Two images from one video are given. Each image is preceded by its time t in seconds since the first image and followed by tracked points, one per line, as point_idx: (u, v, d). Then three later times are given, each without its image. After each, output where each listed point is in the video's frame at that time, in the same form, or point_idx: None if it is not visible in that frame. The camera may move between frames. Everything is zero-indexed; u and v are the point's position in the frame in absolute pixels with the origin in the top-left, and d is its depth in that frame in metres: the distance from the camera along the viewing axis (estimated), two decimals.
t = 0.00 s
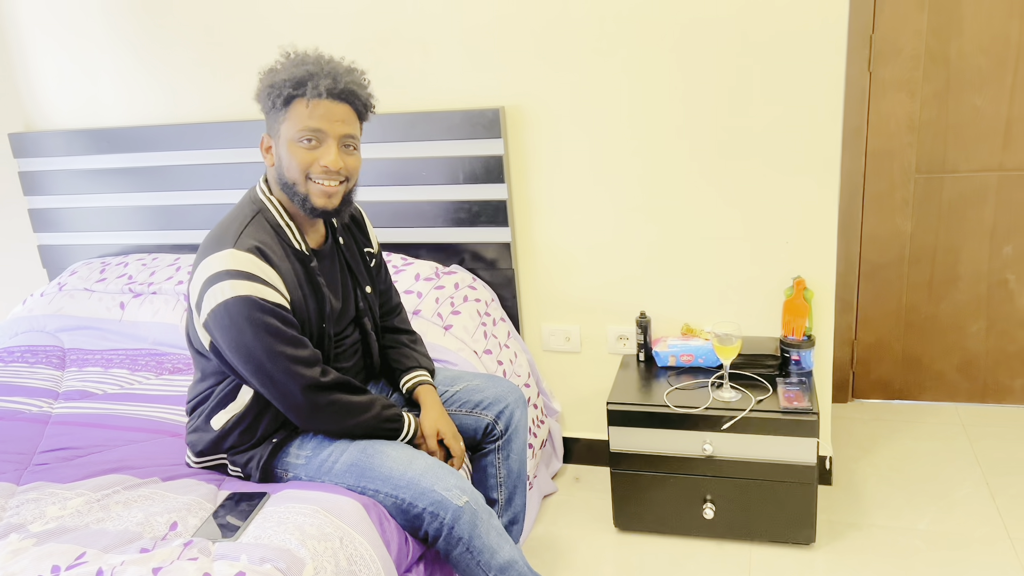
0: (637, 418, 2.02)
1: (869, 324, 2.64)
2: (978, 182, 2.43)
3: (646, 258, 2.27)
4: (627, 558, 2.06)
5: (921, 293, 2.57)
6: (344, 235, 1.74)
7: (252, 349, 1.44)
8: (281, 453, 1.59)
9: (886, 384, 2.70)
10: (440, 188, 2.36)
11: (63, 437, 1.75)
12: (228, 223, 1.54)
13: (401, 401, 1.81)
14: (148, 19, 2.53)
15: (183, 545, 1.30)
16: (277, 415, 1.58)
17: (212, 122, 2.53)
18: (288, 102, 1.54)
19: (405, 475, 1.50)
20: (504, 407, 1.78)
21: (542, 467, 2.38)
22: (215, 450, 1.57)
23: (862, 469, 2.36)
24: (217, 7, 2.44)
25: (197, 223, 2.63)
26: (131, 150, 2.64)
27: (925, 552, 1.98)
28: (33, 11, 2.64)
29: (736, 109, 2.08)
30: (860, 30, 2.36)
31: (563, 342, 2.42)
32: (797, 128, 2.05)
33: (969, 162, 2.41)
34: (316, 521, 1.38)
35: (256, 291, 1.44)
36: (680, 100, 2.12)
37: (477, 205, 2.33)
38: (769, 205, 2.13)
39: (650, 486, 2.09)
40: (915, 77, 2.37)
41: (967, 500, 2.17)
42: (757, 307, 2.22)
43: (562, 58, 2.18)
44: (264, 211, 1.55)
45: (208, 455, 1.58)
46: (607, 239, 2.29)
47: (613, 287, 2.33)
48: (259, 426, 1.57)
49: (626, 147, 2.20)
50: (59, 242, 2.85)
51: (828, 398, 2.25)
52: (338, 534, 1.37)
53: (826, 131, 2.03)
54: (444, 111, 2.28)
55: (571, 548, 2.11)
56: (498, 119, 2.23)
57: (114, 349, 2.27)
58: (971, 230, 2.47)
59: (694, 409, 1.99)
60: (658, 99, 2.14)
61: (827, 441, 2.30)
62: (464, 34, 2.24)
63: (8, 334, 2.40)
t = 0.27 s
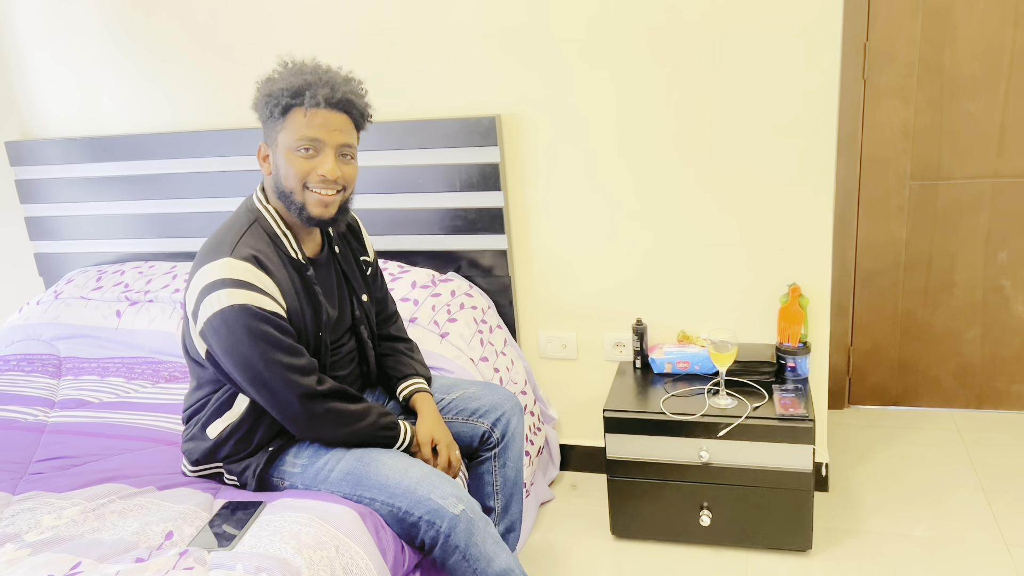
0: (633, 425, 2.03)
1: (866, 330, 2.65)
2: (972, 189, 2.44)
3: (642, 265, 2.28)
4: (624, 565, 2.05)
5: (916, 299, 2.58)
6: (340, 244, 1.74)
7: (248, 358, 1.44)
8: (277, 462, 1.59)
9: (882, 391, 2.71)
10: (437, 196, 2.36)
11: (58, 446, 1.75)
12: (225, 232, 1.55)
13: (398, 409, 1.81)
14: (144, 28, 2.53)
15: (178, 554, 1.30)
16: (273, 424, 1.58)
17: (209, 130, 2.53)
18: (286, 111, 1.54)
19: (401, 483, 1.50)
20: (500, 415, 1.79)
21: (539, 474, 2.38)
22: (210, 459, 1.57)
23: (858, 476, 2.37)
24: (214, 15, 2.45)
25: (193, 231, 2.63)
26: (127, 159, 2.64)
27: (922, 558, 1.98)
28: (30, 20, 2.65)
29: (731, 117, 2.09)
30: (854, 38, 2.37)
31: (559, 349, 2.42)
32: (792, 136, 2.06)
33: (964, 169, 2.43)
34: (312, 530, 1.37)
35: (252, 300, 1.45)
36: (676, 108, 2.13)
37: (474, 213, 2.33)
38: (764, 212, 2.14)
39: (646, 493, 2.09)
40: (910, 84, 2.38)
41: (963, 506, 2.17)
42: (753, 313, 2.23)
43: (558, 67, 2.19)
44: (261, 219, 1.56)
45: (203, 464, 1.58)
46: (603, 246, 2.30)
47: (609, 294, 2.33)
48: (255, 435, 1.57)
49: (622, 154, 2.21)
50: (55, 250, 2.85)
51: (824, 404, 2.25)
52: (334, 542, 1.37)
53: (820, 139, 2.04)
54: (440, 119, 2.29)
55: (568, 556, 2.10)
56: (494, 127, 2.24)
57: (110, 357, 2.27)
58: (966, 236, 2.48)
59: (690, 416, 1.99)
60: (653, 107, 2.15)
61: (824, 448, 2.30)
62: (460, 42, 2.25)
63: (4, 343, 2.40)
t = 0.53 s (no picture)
0: (629, 431, 2.03)
1: (861, 336, 2.65)
2: (967, 195, 2.45)
3: (637, 271, 2.28)
4: (621, 571, 2.05)
5: (912, 305, 2.58)
6: (335, 251, 1.74)
7: (243, 365, 1.44)
8: (273, 469, 1.59)
9: (878, 396, 2.71)
10: (433, 202, 2.37)
11: (54, 454, 1.74)
12: (220, 239, 1.55)
13: (394, 416, 1.81)
14: (141, 35, 2.54)
15: (174, 562, 1.30)
16: (269, 431, 1.58)
17: (205, 137, 2.54)
18: (282, 119, 1.55)
19: (397, 490, 1.50)
20: (496, 421, 1.79)
21: (535, 481, 2.38)
22: (206, 466, 1.57)
23: (854, 481, 2.37)
24: (210, 23, 2.46)
25: (190, 238, 2.63)
26: (123, 165, 2.64)
27: (917, 563, 1.98)
28: (27, 27, 2.65)
29: (725, 123, 2.10)
30: (848, 45, 2.38)
31: (555, 355, 2.43)
32: (786, 142, 2.07)
33: (958, 175, 2.44)
34: (308, 537, 1.37)
35: (248, 307, 1.45)
36: (671, 114, 2.14)
37: (470, 219, 2.34)
38: (759, 219, 2.15)
39: (642, 499, 2.09)
40: (904, 91, 2.39)
41: (959, 512, 2.17)
42: (749, 319, 2.23)
43: (554, 74, 2.20)
44: (256, 227, 1.56)
45: (199, 471, 1.58)
46: (599, 252, 2.31)
47: (605, 300, 2.34)
48: (250, 442, 1.57)
49: (618, 161, 2.22)
50: (51, 256, 2.85)
51: (820, 410, 2.26)
52: (329, 550, 1.36)
53: (815, 145, 2.05)
54: (436, 126, 2.29)
55: (565, 562, 2.10)
56: (490, 134, 2.24)
57: (106, 365, 2.27)
58: (960, 242, 2.49)
59: (686, 422, 1.99)
60: (648, 114, 2.16)
61: (820, 454, 2.30)
62: (456, 49, 2.26)
63: None
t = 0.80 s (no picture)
0: (627, 435, 2.03)
1: (859, 340, 2.66)
2: (964, 199, 2.45)
3: (635, 275, 2.29)
4: None
5: (909, 308, 2.59)
6: (333, 255, 1.74)
7: (240, 369, 1.44)
8: (271, 473, 1.58)
9: (876, 400, 2.71)
10: (431, 206, 2.37)
11: (51, 459, 1.74)
12: (217, 243, 1.55)
13: (391, 420, 1.81)
14: (139, 40, 2.54)
15: (171, 566, 1.30)
16: (266, 435, 1.58)
17: (204, 141, 2.54)
18: (280, 123, 1.55)
19: (395, 494, 1.50)
20: (494, 425, 1.79)
21: (534, 485, 2.38)
22: (203, 471, 1.57)
23: (852, 485, 2.37)
24: (208, 27, 2.46)
25: (188, 242, 2.64)
26: (121, 170, 2.64)
27: (916, 567, 1.98)
28: (25, 32, 2.66)
29: (722, 128, 2.11)
30: (845, 50, 2.39)
31: (553, 359, 2.43)
32: (783, 147, 2.08)
33: (955, 179, 2.44)
34: (305, 542, 1.37)
35: (245, 311, 1.45)
36: (669, 119, 2.14)
37: (468, 223, 2.34)
38: (756, 223, 2.15)
39: (641, 503, 2.09)
40: (900, 96, 2.40)
41: (957, 515, 2.17)
42: (746, 323, 2.23)
43: (552, 78, 2.20)
44: (254, 231, 1.56)
45: (196, 476, 1.58)
46: (596, 256, 2.31)
47: (603, 304, 2.34)
48: (247, 447, 1.57)
49: (615, 165, 2.22)
50: (48, 261, 2.85)
51: (817, 413, 2.26)
52: (327, 554, 1.36)
53: (812, 150, 2.06)
54: (434, 130, 2.30)
55: (563, 566, 2.10)
56: (487, 138, 2.25)
57: (103, 369, 2.27)
58: (957, 246, 2.50)
59: (684, 426, 1.99)
60: (646, 118, 2.16)
61: (818, 457, 2.30)
62: (454, 54, 2.26)
63: None
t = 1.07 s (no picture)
0: (626, 438, 2.03)
1: (857, 342, 2.66)
2: (961, 202, 2.46)
3: (633, 278, 2.29)
4: None
5: (907, 311, 2.59)
6: (331, 258, 1.75)
7: (239, 372, 1.44)
8: (269, 476, 1.58)
9: (874, 403, 2.72)
10: (430, 210, 2.37)
11: (49, 462, 1.74)
12: (216, 247, 1.55)
13: (390, 423, 1.81)
14: (138, 43, 2.55)
15: (169, 569, 1.29)
16: (265, 439, 1.58)
17: (203, 145, 2.54)
18: (278, 127, 1.55)
19: (393, 497, 1.50)
20: (493, 428, 1.79)
21: (532, 488, 2.38)
22: (202, 474, 1.57)
23: (851, 488, 2.37)
24: (207, 31, 2.46)
25: (186, 246, 2.64)
26: (120, 173, 2.64)
27: (914, 570, 1.98)
28: (24, 36, 2.66)
29: (720, 131, 2.11)
30: (843, 53, 2.39)
31: (552, 361, 2.43)
32: (781, 150, 2.08)
33: (953, 182, 2.45)
34: (304, 545, 1.37)
35: (244, 314, 1.45)
36: (666, 122, 2.15)
37: (466, 226, 2.34)
38: (755, 226, 2.15)
39: (639, 506, 2.09)
40: (898, 99, 2.41)
41: (955, 518, 2.17)
42: (745, 326, 2.24)
43: (550, 81, 2.21)
44: (252, 234, 1.56)
45: (195, 479, 1.58)
46: (594, 259, 2.31)
47: (601, 307, 2.34)
48: (246, 450, 1.57)
49: (614, 168, 2.22)
50: (46, 264, 2.86)
51: (816, 416, 2.26)
52: (325, 557, 1.36)
53: (809, 153, 2.06)
54: (433, 133, 2.30)
55: (562, 569, 2.10)
56: (486, 141, 2.25)
57: (102, 372, 2.27)
58: (955, 248, 2.50)
59: (683, 429, 1.99)
60: (644, 121, 2.16)
61: (816, 460, 2.31)
62: (453, 57, 2.27)
63: None
